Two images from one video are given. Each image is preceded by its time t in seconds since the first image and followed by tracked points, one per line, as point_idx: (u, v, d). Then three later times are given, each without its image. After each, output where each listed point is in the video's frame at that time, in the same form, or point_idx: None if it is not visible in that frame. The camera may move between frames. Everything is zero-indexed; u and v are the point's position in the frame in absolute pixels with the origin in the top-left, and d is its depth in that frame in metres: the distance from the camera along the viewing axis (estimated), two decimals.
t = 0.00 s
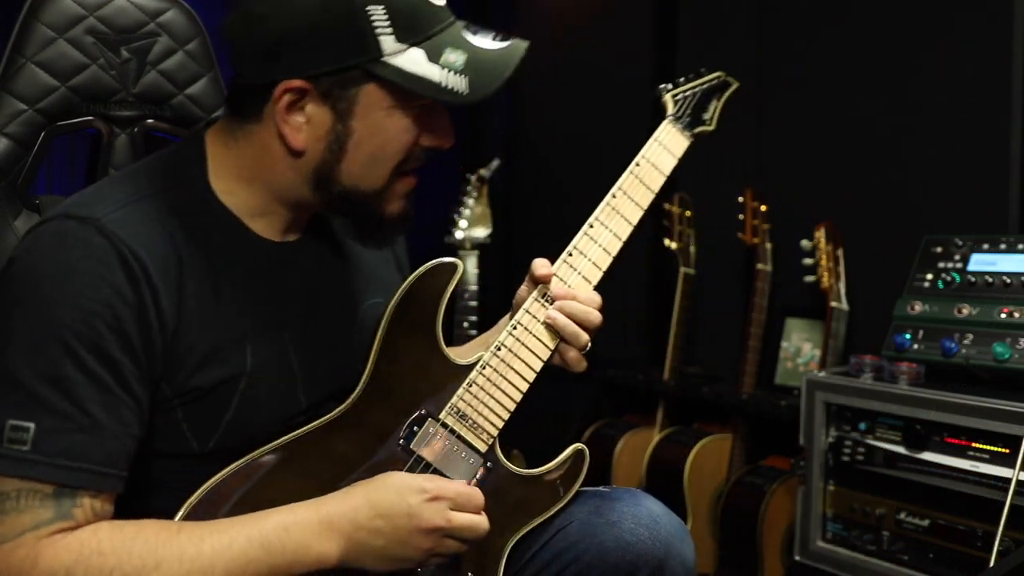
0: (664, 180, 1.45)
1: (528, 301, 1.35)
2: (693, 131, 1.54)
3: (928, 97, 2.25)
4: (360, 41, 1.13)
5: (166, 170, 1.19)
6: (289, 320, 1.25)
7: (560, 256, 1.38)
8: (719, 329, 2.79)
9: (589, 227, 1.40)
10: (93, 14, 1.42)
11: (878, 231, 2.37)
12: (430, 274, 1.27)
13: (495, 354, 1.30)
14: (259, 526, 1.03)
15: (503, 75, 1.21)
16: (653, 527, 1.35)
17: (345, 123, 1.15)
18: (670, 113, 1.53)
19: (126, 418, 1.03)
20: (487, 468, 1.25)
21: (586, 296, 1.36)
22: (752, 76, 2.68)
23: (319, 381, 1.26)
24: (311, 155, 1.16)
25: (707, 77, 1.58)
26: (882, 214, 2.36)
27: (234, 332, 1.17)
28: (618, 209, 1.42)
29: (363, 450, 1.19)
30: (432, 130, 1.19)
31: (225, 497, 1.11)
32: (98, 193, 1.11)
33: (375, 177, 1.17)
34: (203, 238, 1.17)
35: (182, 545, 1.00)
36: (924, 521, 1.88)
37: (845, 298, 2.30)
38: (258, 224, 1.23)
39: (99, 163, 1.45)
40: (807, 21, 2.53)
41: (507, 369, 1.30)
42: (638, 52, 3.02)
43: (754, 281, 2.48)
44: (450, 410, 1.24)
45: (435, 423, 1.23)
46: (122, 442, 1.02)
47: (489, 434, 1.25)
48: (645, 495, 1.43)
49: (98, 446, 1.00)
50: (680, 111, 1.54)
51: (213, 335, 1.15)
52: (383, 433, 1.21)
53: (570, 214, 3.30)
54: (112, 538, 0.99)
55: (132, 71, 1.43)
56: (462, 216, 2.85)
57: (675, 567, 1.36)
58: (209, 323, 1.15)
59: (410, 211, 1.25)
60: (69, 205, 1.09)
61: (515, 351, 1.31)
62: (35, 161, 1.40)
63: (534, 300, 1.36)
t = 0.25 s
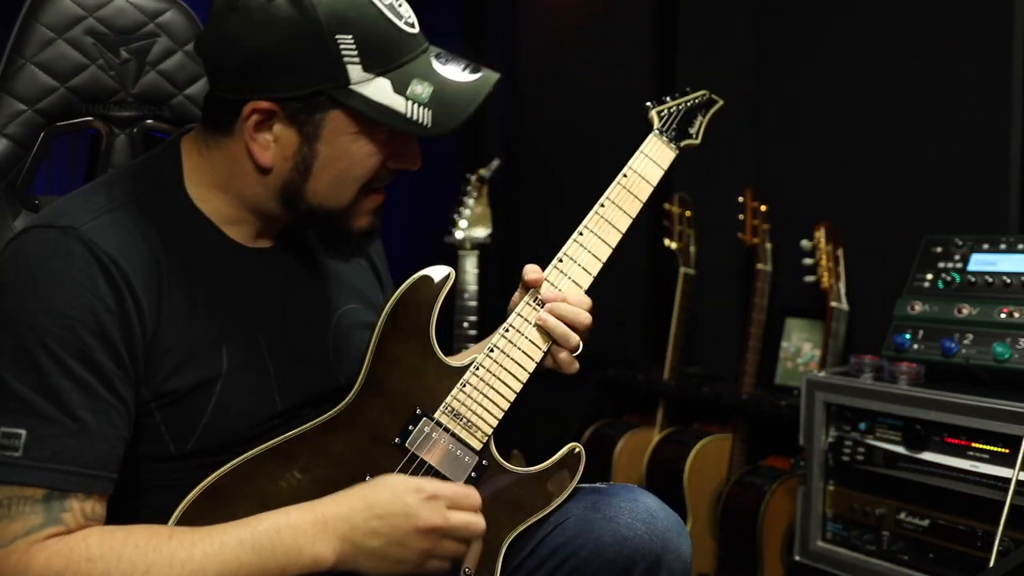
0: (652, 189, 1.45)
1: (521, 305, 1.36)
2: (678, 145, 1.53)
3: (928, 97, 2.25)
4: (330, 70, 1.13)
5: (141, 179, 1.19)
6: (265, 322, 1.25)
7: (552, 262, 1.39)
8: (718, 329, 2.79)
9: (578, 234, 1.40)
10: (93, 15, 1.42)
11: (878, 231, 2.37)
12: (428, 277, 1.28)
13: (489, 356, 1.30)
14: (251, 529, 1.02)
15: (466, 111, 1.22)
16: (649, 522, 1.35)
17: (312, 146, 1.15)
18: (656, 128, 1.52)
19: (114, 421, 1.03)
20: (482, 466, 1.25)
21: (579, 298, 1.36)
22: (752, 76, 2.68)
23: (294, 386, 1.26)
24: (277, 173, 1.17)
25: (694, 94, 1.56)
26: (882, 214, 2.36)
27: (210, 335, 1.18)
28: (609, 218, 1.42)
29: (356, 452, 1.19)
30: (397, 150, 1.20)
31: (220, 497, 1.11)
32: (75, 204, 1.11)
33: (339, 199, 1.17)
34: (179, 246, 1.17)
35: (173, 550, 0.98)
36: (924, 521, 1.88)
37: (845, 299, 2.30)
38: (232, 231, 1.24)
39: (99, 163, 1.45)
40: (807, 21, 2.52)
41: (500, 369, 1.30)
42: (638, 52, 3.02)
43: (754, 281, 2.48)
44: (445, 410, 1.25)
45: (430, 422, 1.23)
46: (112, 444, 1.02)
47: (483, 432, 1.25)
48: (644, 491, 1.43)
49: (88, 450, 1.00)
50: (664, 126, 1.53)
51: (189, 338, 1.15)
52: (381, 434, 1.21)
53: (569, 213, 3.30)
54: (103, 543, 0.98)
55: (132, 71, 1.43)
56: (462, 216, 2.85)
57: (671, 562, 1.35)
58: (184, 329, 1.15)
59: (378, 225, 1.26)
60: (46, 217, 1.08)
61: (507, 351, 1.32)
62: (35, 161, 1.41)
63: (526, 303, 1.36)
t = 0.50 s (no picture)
0: (652, 192, 1.45)
1: (521, 306, 1.37)
2: (678, 147, 1.51)
3: (928, 96, 2.25)
4: (321, 80, 1.13)
5: (132, 178, 1.19)
6: (255, 321, 1.25)
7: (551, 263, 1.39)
8: (718, 329, 2.79)
9: (579, 237, 1.40)
10: (93, 14, 1.42)
11: (878, 231, 2.37)
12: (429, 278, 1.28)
13: (489, 356, 1.31)
14: (252, 545, 1.00)
15: (456, 123, 1.21)
16: (650, 521, 1.36)
17: (302, 152, 1.15)
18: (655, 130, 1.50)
19: (108, 415, 1.03)
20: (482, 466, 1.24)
21: (578, 298, 1.36)
22: (752, 77, 2.68)
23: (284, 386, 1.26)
24: (267, 176, 1.17)
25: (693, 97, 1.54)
26: (882, 213, 2.36)
27: (198, 331, 1.18)
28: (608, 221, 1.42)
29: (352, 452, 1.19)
30: (388, 157, 1.19)
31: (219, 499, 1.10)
32: (65, 203, 1.11)
33: (327, 205, 1.17)
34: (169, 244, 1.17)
35: (167, 560, 0.97)
36: (924, 521, 1.88)
37: (845, 299, 2.30)
38: (224, 231, 1.24)
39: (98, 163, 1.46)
40: (807, 21, 2.52)
41: (500, 371, 1.30)
42: (638, 52, 3.02)
43: (754, 281, 2.48)
44: (445, 411, 1.25)
45: (429, 422, 1.24)
46: (106, 437, 1.02)
47: (482, 432, 1.25)
48: (643, 491, 1.43)
49: (83, 444, 1.00)
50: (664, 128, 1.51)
51: (177, 334, 1.15)
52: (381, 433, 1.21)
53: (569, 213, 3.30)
54: (99, 542, 0.97)
55: (132, 71, 1.43)
56: (461, 216, 2.85)
57: (672, 561, 1.36)
58: (174, 325, 1.15)
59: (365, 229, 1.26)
60: (36, 215, 1.09)
61: (507, 352, 1.33)
62: (34, 160, 1.41)
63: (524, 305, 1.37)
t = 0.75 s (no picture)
0: (660, 192, 1.44)
1: (527, 306, 1.36)
2: (687, 147, 1.51)
3: (928, 96, 2.25)
4: (336, 78, 1.12)
5: (140, 174, 1.19)
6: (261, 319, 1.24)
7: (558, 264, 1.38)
8: (719, 329, 2.79)
9: (586, 236, 1.40)
10: (93, 14, 1.42)
11: (878, 231, 2.37)
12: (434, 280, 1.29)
13: (494, 357, 1.31)
14: (253, 544, 0.99)
15: (470, 125, 1.20)
16: (651, 523, 1.36)
17: (314, 150, 1.14)
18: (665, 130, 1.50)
19: (110, 410, 1.03)
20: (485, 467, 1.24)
21: (583, 299, 1.36)
22: (752, 77, 2.68)
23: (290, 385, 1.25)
24: (278, 172, 1.16)
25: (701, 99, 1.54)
26: (882, 213, 2.36)
27: (203, 327, 1.17)
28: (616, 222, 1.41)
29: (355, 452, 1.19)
30: (400, 160, 1.18)
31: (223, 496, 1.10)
32: (72, 197, 1.11)
33: (336, 203, 1.17)
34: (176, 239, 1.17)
35: (168, 558, 0.97)
36: (924, 521, 1.88)
37: (845, 299, 2.30)
38: (231, 228, 1.23)
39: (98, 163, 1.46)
40: (807, 21, 2.52)
41: (505, 372, 1.30)
42: (638, 52, 3.02)
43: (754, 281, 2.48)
44: (450, 411, 1.25)
45: (433, 422, 1.24)
46: (108, 433, 1.02)
47: (487, 434, 1.25)
48: (645, 493, 1.43)
49: (84, 439, 1.00)
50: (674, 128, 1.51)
51: (182, 330, 1.15)
52: (383, 432, 1.21)
53: (569, 213, 3.30)
54: (100, 539, 0.97)
55: (132, 71, 1.43)
56: (461, 216, 2.85)
57: (673, 563, 1.36)
58: (180, 320, 1.15)
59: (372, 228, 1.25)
60: (44, 208, 1.09)
61: (512, 353, 1.32)
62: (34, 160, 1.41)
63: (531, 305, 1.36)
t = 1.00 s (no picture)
0: (676, 189, 1.44)
1: (537, 305, 1.35)
2: (704, 142, 1.51)
3: (928, 96, 2.25)
4: (364, 67, 1.11)
5: (155, 169, 1.19)
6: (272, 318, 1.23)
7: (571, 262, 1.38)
8: (719, 329, 2.79)
9: (600, 234, 1.39)
10: (93, 14, 1.43)
11: (878, 231, 2.37)
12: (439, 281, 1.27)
13: (503, 357, 1.30)
14: (259, 549, 0.99)
15: (494, 121, 1.19)
16: (652, 525, 1.36)
17: (336, 139, 1.13)
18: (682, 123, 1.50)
19: (118, 410, 1.03)
20: (491, 469, 1.24)
21: (595, 300, 1.36)
22: (752, 77, 2.68)
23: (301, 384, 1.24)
24: (298, 163, 1.15)
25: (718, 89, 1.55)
26: (882, 213, 2.36)
27: (214, 326, 1.16)
28: (631, 219, 1.41)
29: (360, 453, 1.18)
30: (419, 156, 1.18)
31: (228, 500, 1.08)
32: (86, 190, 1.10)
33: (355, 198, 1.16)
34: (189, 235, 1.16)
35: (173, 562, 0.97)
36: (924, 521, 1.88)
37: (845, 299, 2.30)
38: (244, 224, 1.22)
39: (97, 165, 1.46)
40: (807, 21, 2.52)
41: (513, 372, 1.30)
42: (638, 52, 3.02)
43: (754, 281, 2.48)
44: (457, 412, 1.25)
45: (440, 424, 1.23)
46: (116, 433, 1.02)
47: (494, 436, 1.26)
48: (647, 495, 1.44)
49: (91, 439, 1.00)
50: (691, 121, 1.51)
51: (194, 328, 1.14)
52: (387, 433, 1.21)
53: (569, 214, 3.30)
54: (104, 542, 0.97)
55: (132, 71, 1.44)
56: (462, 216, 2.86)
57: (674, 565, 1.36)
58: (192, 317, 1.14)
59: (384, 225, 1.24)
60: (58, 200, 1.08)
61: (523, 354, 1.32)
62: (34, 160, 1.41)
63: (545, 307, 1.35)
